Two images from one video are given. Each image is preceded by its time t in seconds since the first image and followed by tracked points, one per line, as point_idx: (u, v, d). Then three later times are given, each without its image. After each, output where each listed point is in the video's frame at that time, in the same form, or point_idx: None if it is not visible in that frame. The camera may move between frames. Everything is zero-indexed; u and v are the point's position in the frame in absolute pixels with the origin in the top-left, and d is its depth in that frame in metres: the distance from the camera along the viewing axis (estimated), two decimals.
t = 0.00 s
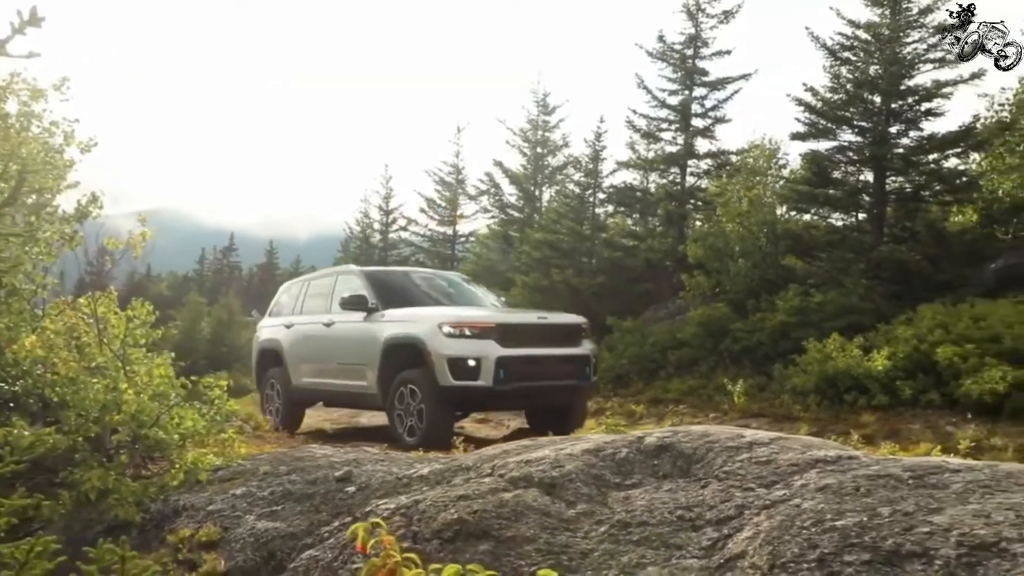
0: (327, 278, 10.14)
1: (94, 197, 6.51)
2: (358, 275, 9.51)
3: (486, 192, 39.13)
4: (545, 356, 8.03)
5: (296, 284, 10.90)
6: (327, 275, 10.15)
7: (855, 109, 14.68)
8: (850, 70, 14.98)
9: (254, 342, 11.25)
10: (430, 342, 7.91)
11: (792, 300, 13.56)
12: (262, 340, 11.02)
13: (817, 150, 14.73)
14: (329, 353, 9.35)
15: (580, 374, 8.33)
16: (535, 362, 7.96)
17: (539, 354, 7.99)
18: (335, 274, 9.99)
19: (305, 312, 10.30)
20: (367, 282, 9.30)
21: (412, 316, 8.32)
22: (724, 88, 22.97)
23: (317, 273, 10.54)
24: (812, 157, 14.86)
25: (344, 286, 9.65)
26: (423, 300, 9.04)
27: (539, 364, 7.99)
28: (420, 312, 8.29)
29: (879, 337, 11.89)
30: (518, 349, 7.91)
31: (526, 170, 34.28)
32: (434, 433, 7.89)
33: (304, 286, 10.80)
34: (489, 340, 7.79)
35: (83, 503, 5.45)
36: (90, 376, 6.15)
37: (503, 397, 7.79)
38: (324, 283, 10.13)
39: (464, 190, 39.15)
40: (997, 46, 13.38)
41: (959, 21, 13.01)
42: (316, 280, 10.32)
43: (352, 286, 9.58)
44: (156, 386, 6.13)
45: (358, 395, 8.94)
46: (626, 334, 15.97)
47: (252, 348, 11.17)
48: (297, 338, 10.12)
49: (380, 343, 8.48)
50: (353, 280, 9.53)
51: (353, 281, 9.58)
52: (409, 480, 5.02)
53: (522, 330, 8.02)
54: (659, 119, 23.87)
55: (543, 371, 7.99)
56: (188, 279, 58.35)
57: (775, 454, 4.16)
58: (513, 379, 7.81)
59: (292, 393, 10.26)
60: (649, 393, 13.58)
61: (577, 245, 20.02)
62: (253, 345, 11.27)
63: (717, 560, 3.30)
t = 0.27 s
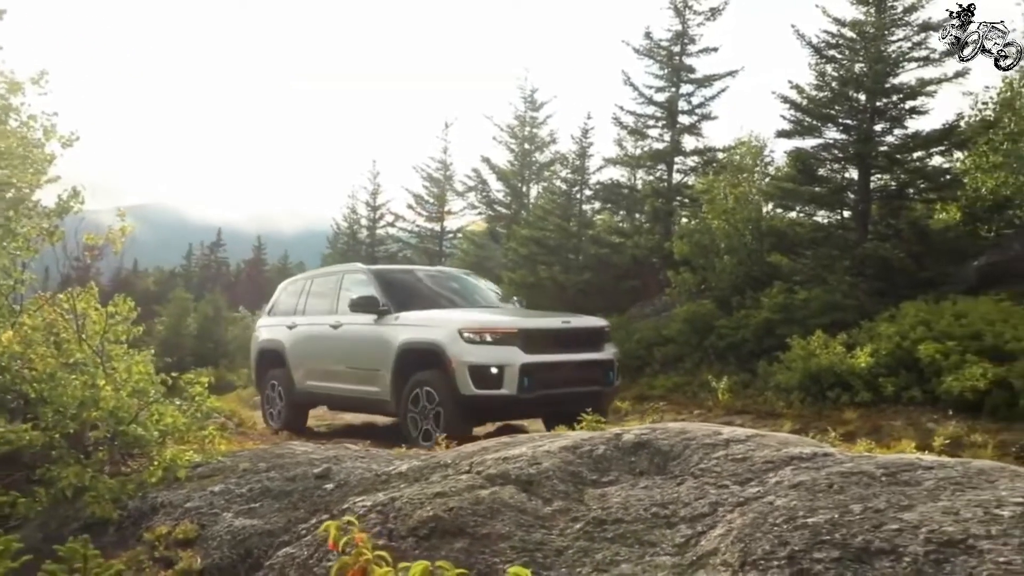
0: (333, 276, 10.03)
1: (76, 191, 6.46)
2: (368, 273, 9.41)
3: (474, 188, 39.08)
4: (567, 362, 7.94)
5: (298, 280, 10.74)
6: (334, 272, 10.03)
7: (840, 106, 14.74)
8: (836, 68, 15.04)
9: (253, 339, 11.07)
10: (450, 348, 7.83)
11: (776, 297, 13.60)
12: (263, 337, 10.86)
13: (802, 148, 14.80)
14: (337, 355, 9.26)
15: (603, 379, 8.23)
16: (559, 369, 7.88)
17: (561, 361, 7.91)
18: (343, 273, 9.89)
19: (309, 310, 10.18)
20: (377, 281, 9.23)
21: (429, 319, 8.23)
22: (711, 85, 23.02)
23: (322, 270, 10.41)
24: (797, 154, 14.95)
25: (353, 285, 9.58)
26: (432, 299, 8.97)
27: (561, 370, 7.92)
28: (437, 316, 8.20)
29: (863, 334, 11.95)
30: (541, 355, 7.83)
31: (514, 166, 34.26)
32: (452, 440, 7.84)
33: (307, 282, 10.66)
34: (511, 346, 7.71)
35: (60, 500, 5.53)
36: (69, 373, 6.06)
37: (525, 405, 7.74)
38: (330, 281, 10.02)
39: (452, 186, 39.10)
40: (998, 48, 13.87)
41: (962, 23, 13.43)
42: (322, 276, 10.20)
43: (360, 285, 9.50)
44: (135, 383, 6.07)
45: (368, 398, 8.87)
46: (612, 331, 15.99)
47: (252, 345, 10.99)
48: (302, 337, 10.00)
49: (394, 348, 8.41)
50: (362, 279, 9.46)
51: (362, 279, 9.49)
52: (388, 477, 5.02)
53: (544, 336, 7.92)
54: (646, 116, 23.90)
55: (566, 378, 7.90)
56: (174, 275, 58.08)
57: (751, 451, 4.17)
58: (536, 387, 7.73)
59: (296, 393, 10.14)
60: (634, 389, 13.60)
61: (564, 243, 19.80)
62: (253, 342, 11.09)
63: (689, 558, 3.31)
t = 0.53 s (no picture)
0: (331, 267, 9.56)
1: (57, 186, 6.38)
2: (369, 264, 8.95)
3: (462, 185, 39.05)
4: (585, 358, 7.54)
5: (294, 270, 10.26)
6: (332, 263, 9.55)
7: (826, 105, 14.78)
8: (822, 66, 15.09)
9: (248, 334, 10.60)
10: (462, 345, 7.40)
11: (762, 294, 13.64)
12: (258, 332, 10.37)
13: (788, 146, 14.86)
14: (340, 351, 8.82)
15: (619, 374, 7.85)
16: (576, 365, 7.50)
17: (579, 356, 7.50)
18: (341, 263, 9.41)
19: (306, 303, 9.71)
20: (378, 273, 8.75)
21: (437, 316, 7.80)
22: (699, 83, 23.09)
23: (319, 260, 9.91)
24: (784, 152, 14.98)
25: (353, 277, 9.11)
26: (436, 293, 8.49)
27: (579, 366, 7.52)
28: (445, 311, 7.77)
29: (847, 331, 11.99)
30: (557, 351, 7.43)
31: (502, 163, 34.26)
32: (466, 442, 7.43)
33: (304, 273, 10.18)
34: (527, 343, 7.30)
35: (37, 500, 5.55)
36: (48, 370, 6.04)
37: (542, 405, 7.35)
38: (329, 272, 9.54)
39: (441, 183, 39.05)
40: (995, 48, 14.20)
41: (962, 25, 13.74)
42: (319, 268, 9.73)
43: (360, 278, 9.03)
44: (116, 380, 6.04)
45: (374, 397, 8.45)
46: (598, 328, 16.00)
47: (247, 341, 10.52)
48: (300, 332, 9.54)
49: (402, 347, 7.98)
50: (362, 271, 8.99)
51: (363, 271, 9.02)
52: (368, 475, 4.99)
53: (560, 331, 7.52)
54: (633, 113, 23.95)
55: (584, 374, 7.51)
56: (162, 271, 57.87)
57: (729, 449, 4.17)
58: (553, 385, 7.34)
59: (297, 390, 9.69)
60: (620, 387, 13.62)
61: (551, 241, 19.99)
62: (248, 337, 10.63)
63: (665, 556, 3.31)
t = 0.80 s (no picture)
0: (331, 265, 9.14)
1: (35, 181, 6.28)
2: (372, 260, 8.53)
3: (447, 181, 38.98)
4: (597, 346, 7.16)
5: (293, 270, 9.82)
6: (332, 260, 9.13)
7: (810, 103, 14.84)
8: (805, 64, 15.13)
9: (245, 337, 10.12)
10: (468, 336, 7.02)
11: (745, 292, 13.68)
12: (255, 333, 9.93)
13: (772, 144, 14.93)
14: (343, 349, 8.36)
15: (632, 364, 7.48)
16: (587, 354, 7.10)
17: (590, 344, 7.12)
18: (342, 260, 9.00)
19: (306, 303, 9.27)
20: (381, 270, 8.35)
21: (441, 307, 7.44)
22: (683, 80, 23.12)
23: (318, 259, 9.50)
24: (767, 149, 15.05)
25: (355, 273, 8.71)
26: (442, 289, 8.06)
27: (590, 355, 7.13)
28: (450, 303, 7.40)
29: (829, 329, 12.04)
30: (568, 339, 7.04)
31: (487, 160, 34.21)
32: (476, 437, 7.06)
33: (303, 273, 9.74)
34: (535, 331, 6.92)
35: (12, 498, 5.54)
36: (24, 368, 6.01)
37: (554, 396, 6.95)
38: (329, 270, 9.12)
39: (426, 180, 38.96)
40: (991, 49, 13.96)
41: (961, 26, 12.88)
42: (320, 266, 9.30)
43: (362, 274, 8.63)
44: (93, 377, 5.99)
45: (381, 397, 7.98)
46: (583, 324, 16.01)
47: (245, 343, 10.04)
48: (300, 331, 9.08)
49: (409, 343, 7.55)
50: (365, 267, 8.59)
51: (365, 268, 8.62)
52: (346, 473, 4.97)
53: (571, 318, 7.14)
54: (618, 110, 23.97)
55: (596, 363, 7.13)
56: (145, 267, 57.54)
57: (706, 447, 4.18)
58: (565, 375, 6.94)
59: (299, 391, 9.20)
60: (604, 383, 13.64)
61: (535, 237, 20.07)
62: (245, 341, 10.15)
63: (639, 554, 3.31)
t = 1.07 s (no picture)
0: (330, 254, 8.79)
1: None
2: (377, 249, 8.20)
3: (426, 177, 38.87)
4: (612, 341, 6.94)
5: (290, 260, 9.47)
6: (331, 250, 8.79)
7: (786, 100, 14.93)
8: (781, 62, 15.20)
9: (238, 329, 9.76)
10: (480, 326, 6.74)
11: (721, 288, 13.75)
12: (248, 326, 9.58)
13: (748, 141, 15.04)
14: (344, 340, 8.03)
15: (643, 362, 7.28)
16: (602, 348, 6.88)
17: (603, 339, 6.90)
18: (342, 249, 8.66)
19: (303, 293, 8.92)
20: (386, 259, 8.01)
21: (449, 296, 7.14)
22: (661, 78, 23.19)
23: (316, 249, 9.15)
24: (744, 146, 15.19)
25: (356, 263, 8.37)
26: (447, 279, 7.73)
27: (605, 350, 6.92)
28: (459, 291, 7.10)
29: (804, 325, 12.13)
30: (581, 332, 6.81)
31: (466, 155, 34.18)
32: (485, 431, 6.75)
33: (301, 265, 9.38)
34: (550, 322, 6.68)
35: None
36: None
37: (568, 390, 6.69)
38: (328, 260, 8.77)
39: (405, 175, 38.83)
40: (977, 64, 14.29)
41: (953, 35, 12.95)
42: (320, 257, 8.94)
43: (364, 264, 8.29)
44: (61, 373, 5.90)
45: (384, 390, 7.65)
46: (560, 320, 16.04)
47: (237, 335, 9.67)
48: (298, 322, 8.73)
49: (416, 332, 7.23)
50: (368, 256, 8.25)
51: (367, 257, 8.28)
52: (316, 470, 4.93)
53: (583, 311, 6.92)
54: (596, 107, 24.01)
55: (608, 358, 6.90)
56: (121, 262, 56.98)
57: (675, 444, 4.19)
58: (578, 369, 6.71)
59: (294, 383, 8.85)
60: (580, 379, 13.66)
61: (514, 233, 20.11)
62: (237, 333, 9.78)
63: (605, 551, 3.32)
